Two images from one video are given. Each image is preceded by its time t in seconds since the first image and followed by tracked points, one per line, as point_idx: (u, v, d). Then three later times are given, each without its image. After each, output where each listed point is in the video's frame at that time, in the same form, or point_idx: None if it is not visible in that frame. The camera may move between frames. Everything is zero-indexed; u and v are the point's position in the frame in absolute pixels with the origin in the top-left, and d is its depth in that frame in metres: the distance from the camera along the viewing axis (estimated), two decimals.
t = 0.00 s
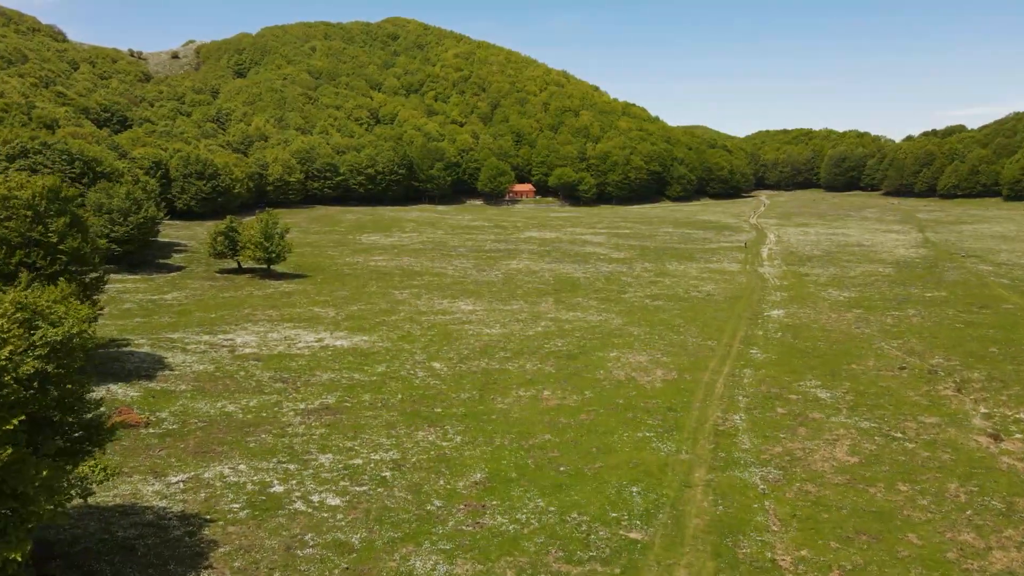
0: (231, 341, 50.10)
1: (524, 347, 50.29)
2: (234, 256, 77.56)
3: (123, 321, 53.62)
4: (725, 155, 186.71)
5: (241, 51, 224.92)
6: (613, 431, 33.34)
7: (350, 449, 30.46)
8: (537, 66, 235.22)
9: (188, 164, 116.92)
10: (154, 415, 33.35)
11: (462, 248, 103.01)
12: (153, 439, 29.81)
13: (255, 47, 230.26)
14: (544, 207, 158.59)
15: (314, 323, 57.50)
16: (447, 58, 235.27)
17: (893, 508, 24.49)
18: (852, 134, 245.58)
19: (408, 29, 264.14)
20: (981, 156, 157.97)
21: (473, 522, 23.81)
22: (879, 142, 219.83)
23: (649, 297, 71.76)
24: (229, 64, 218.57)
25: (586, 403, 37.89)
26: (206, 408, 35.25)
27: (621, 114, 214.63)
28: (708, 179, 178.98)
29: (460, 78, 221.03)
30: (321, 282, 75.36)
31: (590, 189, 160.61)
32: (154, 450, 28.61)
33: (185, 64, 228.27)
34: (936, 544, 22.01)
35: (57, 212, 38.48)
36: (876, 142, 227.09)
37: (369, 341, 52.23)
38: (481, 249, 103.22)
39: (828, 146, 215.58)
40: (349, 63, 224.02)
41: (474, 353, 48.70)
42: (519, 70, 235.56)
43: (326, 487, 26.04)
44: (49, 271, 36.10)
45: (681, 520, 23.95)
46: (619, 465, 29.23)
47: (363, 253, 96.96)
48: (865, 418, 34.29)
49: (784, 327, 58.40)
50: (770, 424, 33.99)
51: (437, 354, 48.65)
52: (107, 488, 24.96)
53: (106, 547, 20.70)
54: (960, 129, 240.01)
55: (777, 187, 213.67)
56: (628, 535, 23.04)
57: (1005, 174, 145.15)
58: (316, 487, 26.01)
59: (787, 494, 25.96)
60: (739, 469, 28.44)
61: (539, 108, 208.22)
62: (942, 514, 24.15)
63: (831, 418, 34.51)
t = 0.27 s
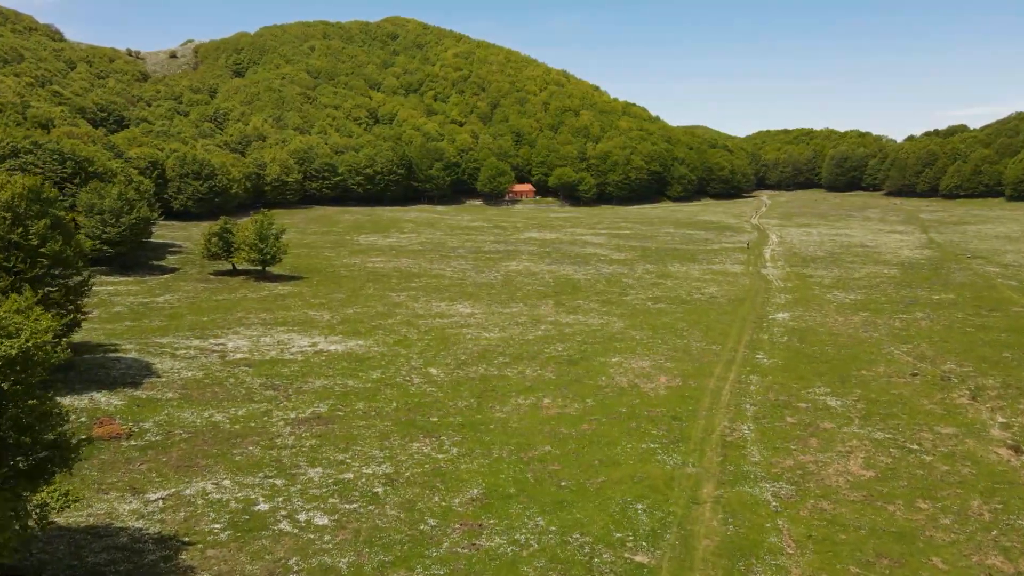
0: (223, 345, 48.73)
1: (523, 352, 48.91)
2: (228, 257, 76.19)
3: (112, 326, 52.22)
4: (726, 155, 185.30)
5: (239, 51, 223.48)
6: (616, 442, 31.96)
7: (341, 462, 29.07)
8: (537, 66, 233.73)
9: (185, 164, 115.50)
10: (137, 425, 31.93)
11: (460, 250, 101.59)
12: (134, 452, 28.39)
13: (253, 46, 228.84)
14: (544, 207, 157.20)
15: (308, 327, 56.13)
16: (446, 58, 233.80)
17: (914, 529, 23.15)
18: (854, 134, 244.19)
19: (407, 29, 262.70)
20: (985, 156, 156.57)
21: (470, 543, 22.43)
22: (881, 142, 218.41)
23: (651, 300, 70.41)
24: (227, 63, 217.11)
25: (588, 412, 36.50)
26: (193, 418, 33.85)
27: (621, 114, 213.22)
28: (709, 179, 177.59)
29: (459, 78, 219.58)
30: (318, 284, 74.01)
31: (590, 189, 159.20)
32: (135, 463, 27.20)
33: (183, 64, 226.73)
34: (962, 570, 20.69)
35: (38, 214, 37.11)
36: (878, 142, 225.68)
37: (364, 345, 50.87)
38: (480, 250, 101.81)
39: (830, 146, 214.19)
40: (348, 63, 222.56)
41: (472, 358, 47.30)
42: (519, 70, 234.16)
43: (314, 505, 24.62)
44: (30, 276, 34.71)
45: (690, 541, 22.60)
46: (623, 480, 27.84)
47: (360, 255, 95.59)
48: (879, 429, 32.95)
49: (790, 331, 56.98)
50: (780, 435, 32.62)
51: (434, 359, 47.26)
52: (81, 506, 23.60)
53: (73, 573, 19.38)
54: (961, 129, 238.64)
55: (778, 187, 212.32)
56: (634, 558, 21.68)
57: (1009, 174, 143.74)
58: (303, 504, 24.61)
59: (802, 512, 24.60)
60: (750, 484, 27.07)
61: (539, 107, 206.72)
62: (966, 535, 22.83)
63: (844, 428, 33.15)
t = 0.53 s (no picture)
0: (214, 351, 47.30)
1: (523, 357, 47.47)
2: (222, 259, 74.78)
3: (102, 329, 50.82)
4: (728, 155, 183.93)
5: (237, 50, 222.09)
6: (620, 455, 30.53)
7: (331, 477, 27.64)
8: (537, 65, 232.28)
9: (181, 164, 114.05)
10: (118, 437, 30.53)
11: (459, 251, 100.15)
12: (113, 467, 27.02)
13: (251, 46, 227.42)
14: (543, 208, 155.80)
15: (303, 331, 54.70)
16: (445, 57, 232.38)
17: (938, 552, 21.81)
18: (855, 134, 242.79)
19: (406, 28, 261.22)
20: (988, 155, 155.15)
21: (465, 569, 21.05)
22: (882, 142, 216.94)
23: (653, 302, 68.99)
24: (225, 63, 215.68)
25: (590, 422, 35.03)
26: (178, 428, 32.42)
27: (621, 114, 211.77)
28: (710, 180, 176.20)
29: (459, 78, 218.13)
30: (313, 286, 72.63)
31: (590, 189, 157.82)
32: (113, 480, 25.81)
33: (181, 63, 225.25)
34: None
35: (18, 216, 35.69)
36: (880, 142, 224.27)
37: (359, 350, 49.42)
38: (479, 251, 100.35)
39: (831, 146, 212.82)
40: (347, 62, 221.14)
41: (470, 364, 45.86)
42: (518, 69, 232.72)
43: (300, 525, 23.25)
44: (9, 281, 33.32)
45: (700, 566, 21.21)
46: (628, 496, 26.42)
47: (357, 256, 94.17)
48: (894, 440, 31.53)
49: (796, 334, 55.49)
50: (790, 447, 31.16)
51: (431, 365, 45.80)
52: (53, 527, 22.23)
53: None
54: (963, 129, 237.25)
55: (779, 187, 210.97)
56: None
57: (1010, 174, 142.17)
58: (289, 524, 23.23)
59: (818, 534, 23.20)
60: (761, 501, 25.68)
61: (539, 107, 205.25)
62: (994, 559, 21.49)
63: (857, 440, 31.71)
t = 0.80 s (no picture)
0: (204, 356, 45.88)
1: (522, 363, 46.04)
2: (216, 260, 73.42)
3: (89, 334, 49.40)
4: (729, 155, 182.59)
5: (235, 50, 220.67)
6: (624, 469, 29.13)
7: (320, 494, 26.24)
8: (537, 65, 230.83)
9: (177, 164, 112.66)
10: (98, 450, 29.12)
11: (458, 252, 98.75)
12: (90, 484, 25.64)
13: (249, 45, 225.95)
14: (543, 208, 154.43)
15: (296, 335, 53.28)
16: (445, 57, 230.98)
17: None
18: (857, 134, 241.45)
19: (406, 28, 259.75)
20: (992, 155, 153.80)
21: None
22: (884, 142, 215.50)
23: (655, 305, 67.59)
24: (223, 62, 214.23)
25: (592, 433, 33.63)
26: (162, 440, 31.00)
27: (621, 113, 210.34)
28: (711, 180, 174.82)
29: (458, 77, 216.70)
30: (309, 289, 71.24)
31: (590, 189, 156.51)
32: (88, 498, 24.45)
33: (178, 63, 223.71)
34: None
35: None
36: (881, 142, 222.95)
37: (353, 356, 48.01)
38: (478, 252, 98.95)
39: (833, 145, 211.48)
40: (346, 62, 219.71)
41: (468, 370, 44.43)
42: (518, 69, 231.31)
43: (285, 549, 21.90)
44: None
45: None
46: (633, 514, 25.05)
47: (354, 257, 92.74)
48: (911, 453, 30.14)
49: (803, 339, 54.08)
50: (802, 459, 29.79)
51: (427, 371, 44.37)
52: (21, 552, 20.92)
53: None
54: (965, 129, 235.87)
55: (780, 188, 209.62)
56: None
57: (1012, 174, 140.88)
58: (273, 548, 21.89)
59: (836, 558, 21.86)
60: (774, 521, 24.30)
61: (538, 107, 203.82)
62: None
63: (872, 452, 30.31)
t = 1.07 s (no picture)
0: (194, 354, 44.53)
1: (522, 361, 44.68)
2: (210, 253, 72.14)
3: (77, 331, 48.00)
4: (731, 147, 180.95)
5: (232, 40, 218.60)
6: (628, 476, 27.80)
7: (309, 503, 24.93)
8: (536, 55, 228.71)
9: (173, 156, 111.08)
10: (77, 456, 27.81)
11: (456, 245, 97.32)
12: (65, 493, 24.33)
13: (246, 36, 223.80)
14: (543, 200, 152.95)
15: (290, 331, 51.92)
16: (444, 47, 228.93)
17: None
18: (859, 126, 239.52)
19: (405, 18, 257.41)
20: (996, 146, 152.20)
21: None
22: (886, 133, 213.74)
23: (657, 300, 66.25)
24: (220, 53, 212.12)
25: (594, 435, 32.28)
26: (145, 445, 29.68)
27: (622, 105, 208.53)
28: (712, 171, 173.24)
29: (457, 68, 214.70)
30: (305, 283, 69.94)
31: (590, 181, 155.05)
32: (62, 509, 23.16)
33: (175, 53, 221.63)
34: None
35: None
36: (884, 134, 221.15)
37: (348, 353, 46.66)
38: (477, 245, 97.52)
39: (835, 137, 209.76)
40: (344, 53, 217.64)
41: (466, 368, 43.09)
42: (518, 59, 229.22)
43: (269, 565, 20.64)
44: None
45: None
46: (639, 525, 23.75)
47: (351, 250, 91.35)
48: (928, 458, 28.84)
49: (809, 335, 52.74)
50: (814, 465, 28.50)
51: (424, 369, 43.02)
52: None
53: None
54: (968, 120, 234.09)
55: (781, 180, 208.03)
56: None
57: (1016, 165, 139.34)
58: (257, 564, 20.62)
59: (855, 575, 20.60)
60: (788, 533, 23.01)
61: (538, 98, 201.94)
62: None
63: (886, 457, 29.00)
